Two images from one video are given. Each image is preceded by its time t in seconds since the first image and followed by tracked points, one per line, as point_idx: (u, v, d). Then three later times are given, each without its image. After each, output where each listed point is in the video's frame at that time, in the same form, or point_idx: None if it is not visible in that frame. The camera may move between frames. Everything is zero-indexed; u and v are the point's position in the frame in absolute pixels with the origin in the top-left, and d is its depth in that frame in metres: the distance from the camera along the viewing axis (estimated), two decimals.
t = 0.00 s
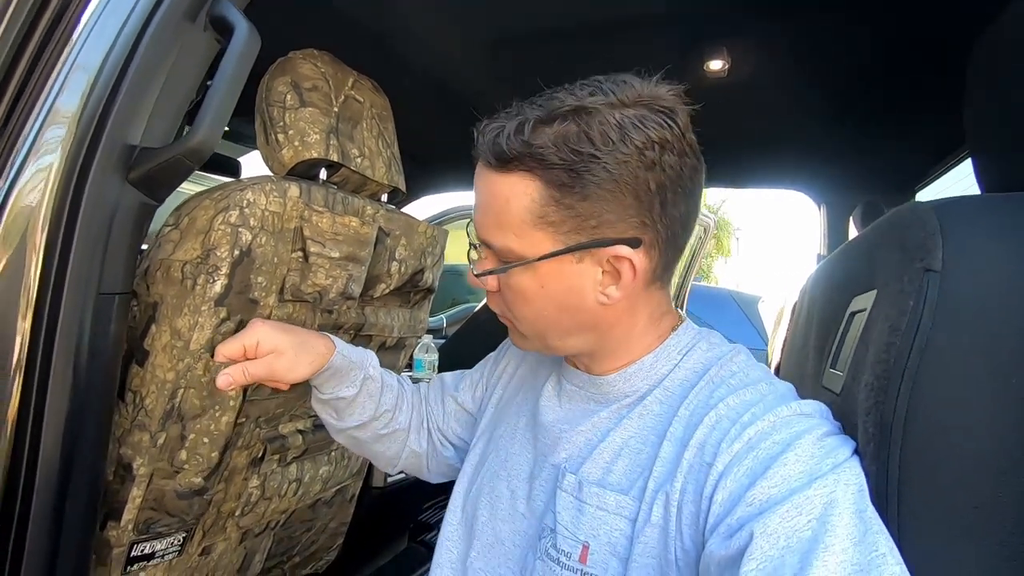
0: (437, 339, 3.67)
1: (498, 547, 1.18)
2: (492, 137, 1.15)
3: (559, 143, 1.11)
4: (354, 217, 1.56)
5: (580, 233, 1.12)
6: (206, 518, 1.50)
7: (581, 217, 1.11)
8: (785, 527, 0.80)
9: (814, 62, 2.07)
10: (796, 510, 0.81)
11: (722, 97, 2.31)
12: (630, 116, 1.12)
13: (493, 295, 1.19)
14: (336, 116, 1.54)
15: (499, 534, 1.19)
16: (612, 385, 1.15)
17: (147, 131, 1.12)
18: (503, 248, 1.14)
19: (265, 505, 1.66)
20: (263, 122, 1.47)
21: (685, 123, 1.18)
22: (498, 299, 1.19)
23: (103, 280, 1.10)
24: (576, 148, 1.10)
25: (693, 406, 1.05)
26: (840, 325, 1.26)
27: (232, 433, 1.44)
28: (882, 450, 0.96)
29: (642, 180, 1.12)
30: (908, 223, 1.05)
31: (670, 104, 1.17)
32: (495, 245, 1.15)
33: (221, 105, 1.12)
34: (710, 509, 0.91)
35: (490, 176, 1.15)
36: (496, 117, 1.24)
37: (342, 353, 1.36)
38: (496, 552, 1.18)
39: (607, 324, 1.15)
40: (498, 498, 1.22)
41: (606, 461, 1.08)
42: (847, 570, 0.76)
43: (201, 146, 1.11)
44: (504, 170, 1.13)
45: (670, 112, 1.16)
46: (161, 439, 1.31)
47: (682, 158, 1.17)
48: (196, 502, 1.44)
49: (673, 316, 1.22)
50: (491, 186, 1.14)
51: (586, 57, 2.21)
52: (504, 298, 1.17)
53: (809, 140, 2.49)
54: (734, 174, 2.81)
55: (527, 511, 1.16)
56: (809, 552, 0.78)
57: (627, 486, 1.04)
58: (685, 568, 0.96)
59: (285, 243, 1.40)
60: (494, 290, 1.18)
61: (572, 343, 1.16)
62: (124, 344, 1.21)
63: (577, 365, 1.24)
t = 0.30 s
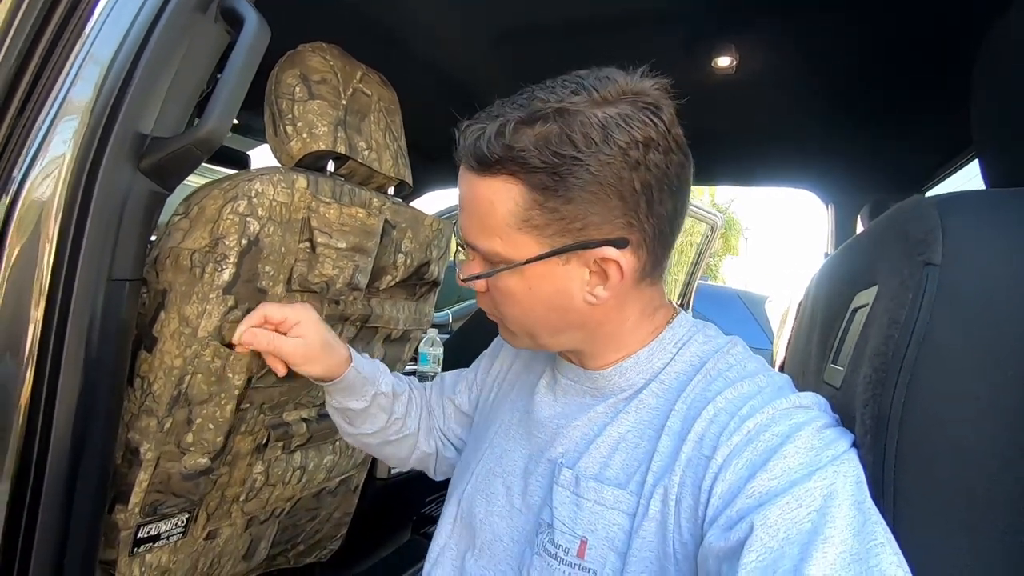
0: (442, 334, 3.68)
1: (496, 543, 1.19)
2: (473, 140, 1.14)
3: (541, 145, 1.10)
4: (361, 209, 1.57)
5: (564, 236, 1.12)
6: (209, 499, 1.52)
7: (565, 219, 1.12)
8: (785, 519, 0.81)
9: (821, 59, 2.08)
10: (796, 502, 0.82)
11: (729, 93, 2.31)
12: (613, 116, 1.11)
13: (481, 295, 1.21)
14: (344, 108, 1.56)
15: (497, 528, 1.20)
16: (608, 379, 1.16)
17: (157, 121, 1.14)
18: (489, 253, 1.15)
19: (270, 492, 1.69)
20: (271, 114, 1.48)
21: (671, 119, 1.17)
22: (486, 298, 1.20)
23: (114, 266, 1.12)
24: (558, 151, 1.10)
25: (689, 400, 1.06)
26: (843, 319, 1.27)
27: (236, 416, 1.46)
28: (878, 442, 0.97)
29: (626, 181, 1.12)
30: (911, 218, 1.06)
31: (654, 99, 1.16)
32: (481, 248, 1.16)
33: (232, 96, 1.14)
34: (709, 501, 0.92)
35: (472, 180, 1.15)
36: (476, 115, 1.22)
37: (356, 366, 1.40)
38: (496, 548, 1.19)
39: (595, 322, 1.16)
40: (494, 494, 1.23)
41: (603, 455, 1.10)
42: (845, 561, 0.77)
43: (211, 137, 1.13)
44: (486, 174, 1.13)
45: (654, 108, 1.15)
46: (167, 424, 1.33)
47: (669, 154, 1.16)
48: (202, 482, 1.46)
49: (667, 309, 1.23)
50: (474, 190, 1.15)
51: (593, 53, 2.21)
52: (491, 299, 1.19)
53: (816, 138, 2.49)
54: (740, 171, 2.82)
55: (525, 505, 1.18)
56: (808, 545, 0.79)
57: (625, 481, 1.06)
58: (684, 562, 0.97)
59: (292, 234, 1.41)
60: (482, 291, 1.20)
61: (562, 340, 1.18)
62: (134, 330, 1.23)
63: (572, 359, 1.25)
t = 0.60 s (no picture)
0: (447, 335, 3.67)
1: (508, 550, 1.19)
2: (506, 131, 1.12)
3: (576, 146, 1.08)
4: (368, 210, 1.57)
5: (589, 241, 1.12)
6: (215, 499, 1.52)
7: (592, 225, 1.11)
8: (806, 527, 0.81)
9: (831, 57, 2.07)
10: (818, 511, 0.82)
11: (737, 92, 2.30)
12: (653, 123, 1.09)
13: (497, 288, 1.20)
14: (351, 109, 1.56)
15: (510, 534, 1.20)
16: (625, 386, 1.15)
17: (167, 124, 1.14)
18: (509, 250, 1.15)
19: (275, 492, 1.69)
20: (279, 115, 1.48)
21: (711, 131, 1.15)
22: (502, 294, 1.20)
23: (124, 266, 1.12)
24: (593, 154, 1.08)
25: (708, 407, 1.06)
26: (855, 322, 1.27)
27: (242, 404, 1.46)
28: (896, 450, 0.96)
29: (659, 192, 1.11)
30: (929, 221, 1.05)
31: (696, 107, 1.14)
32: (502, 244, 1.15)
33: (240, 96, 1.13)
34: (728, 510, 0.92)
35: (500, 174, 1.13)
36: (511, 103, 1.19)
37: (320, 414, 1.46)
38: (509, 554, 1.19)
39: (613, 329, 1.15)
40: (507, 499, 1.23)
41: (620, 462, 1.09)
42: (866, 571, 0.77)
43: (220, 138, 1.12)
44: (515, 171, 1.11)
45: (695, 118, 1.13)
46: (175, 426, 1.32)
47: (705, 166, 1.14)
48: (209, 482, 1.46)
49: (687, 318, 1.21)
50: (501, 186, 1.13)
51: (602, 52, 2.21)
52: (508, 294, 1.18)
53: (825, 137, 2.48)
54: (746, 172, 2.81)
55: (539, 511, 1.17)
56: (829, 554, 0.78)
57: (641, 489, 1.06)
58: (700, 571, 0.97)
59: (300, 235, 1.41)
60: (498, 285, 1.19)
61: (576, 342, 1.18)
62: (142, 331, 1.23)
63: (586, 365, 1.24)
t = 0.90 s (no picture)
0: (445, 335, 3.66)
1: (507, 554, 1.18)
2: (525, 111, 1.13)
3: (594, 131, 1.09)
4: (366, 211, 1.56)
5: (599, 229, 1.11)
6: (210, 502, 1.50)
7: (603, 212, 1.10)
8: (807, 533, 0.80)
9: (832, 58, 2.06)
10: (819, 516, 0.81)
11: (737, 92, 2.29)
12: (672, 115, 1.10)
13: (502, 275, 1.19)
14: (349, 109, 1.55)
15: (508, 538, 1.19)
16: (625, 387, 1.14)
17: (162, 123, 1.13)
18: (517, 231, 1.14)
19: (271, 494, 1.67)
20: (277, 114, 1.47)
21: (730, 132, 1.15)
22: (506, 279, 1.19)
23: (118, 266, 1.11)
24: (610, 140, 1.08)
25: (709, 410, 1.05)
26: (856, 325, 1.25)
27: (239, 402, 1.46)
28: (900, 456, 0.96)
29: (673, 185, 1.10)
30: (933, 224, 1.04)
31: (718, 107, 1.14)
32: (511, 225, 1.15)
33: (237, 95, 1.12)
34: (728, 513, 0.90)
35: (516, 154, 1.14)
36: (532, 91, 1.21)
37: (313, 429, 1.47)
38: (508, 558, 1.18)
39: (616, 323, 1.14)
40: (506, 503, 1.21)
41: (619, 465, 1.08)
42: None
43: (216, 137, 1.12)
44: (532, 151, 1.12)
45: (716, 117, 1.13)
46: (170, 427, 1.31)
47: (722, 166, 1.14)
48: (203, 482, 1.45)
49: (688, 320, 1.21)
50: (516, 166, 1.14)
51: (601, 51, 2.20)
52: (513, 280, 1.17)
53: (826, 138, 2.47)
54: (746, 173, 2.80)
55: (537, 514, 1.16)
56: (830, 560, 0.77)
57: (641, 492, 1.04)
58: None
59: (296, 235, 1.40)
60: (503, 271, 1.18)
61: (578, 337, 1.16)
62: (137, 332, 1.22)
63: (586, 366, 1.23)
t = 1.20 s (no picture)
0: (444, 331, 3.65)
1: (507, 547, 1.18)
2: (533, 101, 1.13)
3: (603, 118, 1.08)
4: (367, 204, 1.55)
5: (607, 218, 1.11)
6: (211, 496, 1.50)
7: (611, 200, 1.10)
8: (809, 527, 0.80)
9: (832, 55, 2.05)
10: (821, 511, 0.80)
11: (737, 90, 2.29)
12: (681, 102, 1.09)
13: (510, 266, 1.19)
14: (350, 102, 1.54)
15: (509, 531, 1.18)
16: (629, 381, 1.14)
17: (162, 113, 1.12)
18: (525, 220, 1.14)
19: (272, 489, 1.67)
20: (276, 107, 1.46)
21: (740, 118, 1.14)
22: (513, 270, 1.18)
23: (117, 260, 1.10)
24: (619, 126, 1.08)
25: (713, 404, 1.04)
26: (858, 320, 1.25)
27: (242, 402, 1.44)
28: (904, 449, 0.95)
29: (682, 172, 1.10)
30: (938, 216, 1.04)
31: (727, 95, 1.14)
32: (519, 214, 1.15)
33: (236, 88, 1.12)
34: (730, 508, 0.90)
35: (524, 144, 1.14)
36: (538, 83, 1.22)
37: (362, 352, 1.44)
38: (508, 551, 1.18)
39: (624, 314, 1.14)
40: (507, 496, 1.21)
41: (622, 459, 1.08)
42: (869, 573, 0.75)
43: (216, 129, 1.11)
44: (540, 139, 1.12)
45: (725, 104, 1.13)
46: (169, 421, 1.31)
47: (732, 152, 1.14)
48: (203, 477, 1.44)
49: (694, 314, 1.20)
50: (523, 155, 1.14)
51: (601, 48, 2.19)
52: (521, 270, 1.17)
53: (826, 136, 2.47)
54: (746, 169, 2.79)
55: (538, 507, 1.16)
56: (832, 554, 0.77)
57: (643, 485, 1.04)
58: (702, 569, 0.95)
59: (297, 229, 1.39)
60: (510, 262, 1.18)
61: (585, 327, 1.16)
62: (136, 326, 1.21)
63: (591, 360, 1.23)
